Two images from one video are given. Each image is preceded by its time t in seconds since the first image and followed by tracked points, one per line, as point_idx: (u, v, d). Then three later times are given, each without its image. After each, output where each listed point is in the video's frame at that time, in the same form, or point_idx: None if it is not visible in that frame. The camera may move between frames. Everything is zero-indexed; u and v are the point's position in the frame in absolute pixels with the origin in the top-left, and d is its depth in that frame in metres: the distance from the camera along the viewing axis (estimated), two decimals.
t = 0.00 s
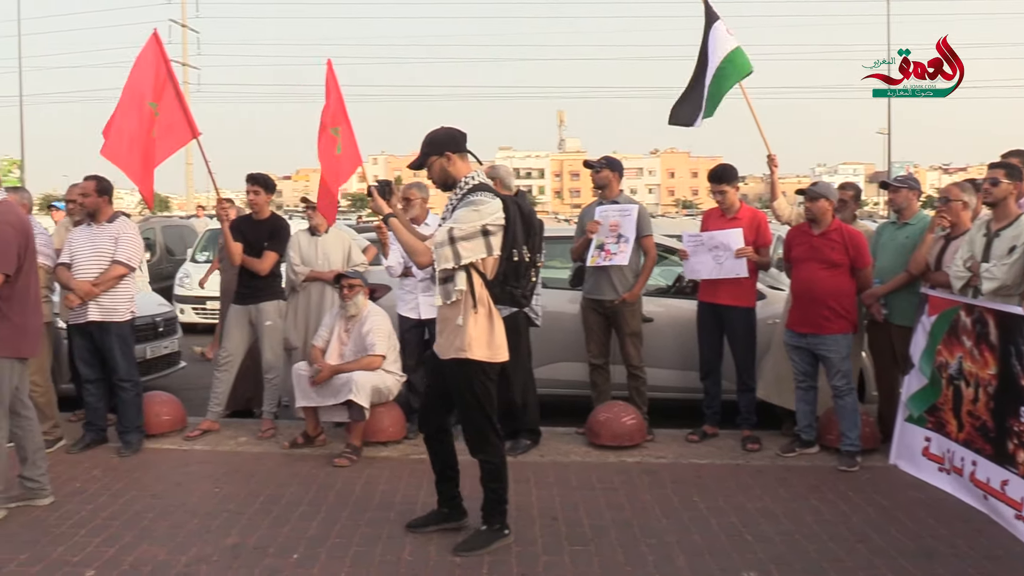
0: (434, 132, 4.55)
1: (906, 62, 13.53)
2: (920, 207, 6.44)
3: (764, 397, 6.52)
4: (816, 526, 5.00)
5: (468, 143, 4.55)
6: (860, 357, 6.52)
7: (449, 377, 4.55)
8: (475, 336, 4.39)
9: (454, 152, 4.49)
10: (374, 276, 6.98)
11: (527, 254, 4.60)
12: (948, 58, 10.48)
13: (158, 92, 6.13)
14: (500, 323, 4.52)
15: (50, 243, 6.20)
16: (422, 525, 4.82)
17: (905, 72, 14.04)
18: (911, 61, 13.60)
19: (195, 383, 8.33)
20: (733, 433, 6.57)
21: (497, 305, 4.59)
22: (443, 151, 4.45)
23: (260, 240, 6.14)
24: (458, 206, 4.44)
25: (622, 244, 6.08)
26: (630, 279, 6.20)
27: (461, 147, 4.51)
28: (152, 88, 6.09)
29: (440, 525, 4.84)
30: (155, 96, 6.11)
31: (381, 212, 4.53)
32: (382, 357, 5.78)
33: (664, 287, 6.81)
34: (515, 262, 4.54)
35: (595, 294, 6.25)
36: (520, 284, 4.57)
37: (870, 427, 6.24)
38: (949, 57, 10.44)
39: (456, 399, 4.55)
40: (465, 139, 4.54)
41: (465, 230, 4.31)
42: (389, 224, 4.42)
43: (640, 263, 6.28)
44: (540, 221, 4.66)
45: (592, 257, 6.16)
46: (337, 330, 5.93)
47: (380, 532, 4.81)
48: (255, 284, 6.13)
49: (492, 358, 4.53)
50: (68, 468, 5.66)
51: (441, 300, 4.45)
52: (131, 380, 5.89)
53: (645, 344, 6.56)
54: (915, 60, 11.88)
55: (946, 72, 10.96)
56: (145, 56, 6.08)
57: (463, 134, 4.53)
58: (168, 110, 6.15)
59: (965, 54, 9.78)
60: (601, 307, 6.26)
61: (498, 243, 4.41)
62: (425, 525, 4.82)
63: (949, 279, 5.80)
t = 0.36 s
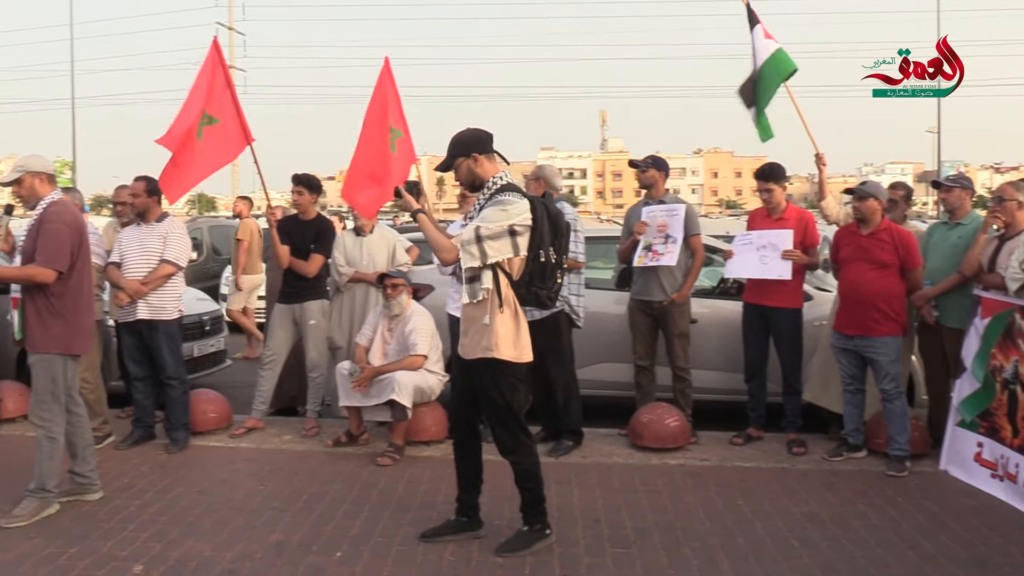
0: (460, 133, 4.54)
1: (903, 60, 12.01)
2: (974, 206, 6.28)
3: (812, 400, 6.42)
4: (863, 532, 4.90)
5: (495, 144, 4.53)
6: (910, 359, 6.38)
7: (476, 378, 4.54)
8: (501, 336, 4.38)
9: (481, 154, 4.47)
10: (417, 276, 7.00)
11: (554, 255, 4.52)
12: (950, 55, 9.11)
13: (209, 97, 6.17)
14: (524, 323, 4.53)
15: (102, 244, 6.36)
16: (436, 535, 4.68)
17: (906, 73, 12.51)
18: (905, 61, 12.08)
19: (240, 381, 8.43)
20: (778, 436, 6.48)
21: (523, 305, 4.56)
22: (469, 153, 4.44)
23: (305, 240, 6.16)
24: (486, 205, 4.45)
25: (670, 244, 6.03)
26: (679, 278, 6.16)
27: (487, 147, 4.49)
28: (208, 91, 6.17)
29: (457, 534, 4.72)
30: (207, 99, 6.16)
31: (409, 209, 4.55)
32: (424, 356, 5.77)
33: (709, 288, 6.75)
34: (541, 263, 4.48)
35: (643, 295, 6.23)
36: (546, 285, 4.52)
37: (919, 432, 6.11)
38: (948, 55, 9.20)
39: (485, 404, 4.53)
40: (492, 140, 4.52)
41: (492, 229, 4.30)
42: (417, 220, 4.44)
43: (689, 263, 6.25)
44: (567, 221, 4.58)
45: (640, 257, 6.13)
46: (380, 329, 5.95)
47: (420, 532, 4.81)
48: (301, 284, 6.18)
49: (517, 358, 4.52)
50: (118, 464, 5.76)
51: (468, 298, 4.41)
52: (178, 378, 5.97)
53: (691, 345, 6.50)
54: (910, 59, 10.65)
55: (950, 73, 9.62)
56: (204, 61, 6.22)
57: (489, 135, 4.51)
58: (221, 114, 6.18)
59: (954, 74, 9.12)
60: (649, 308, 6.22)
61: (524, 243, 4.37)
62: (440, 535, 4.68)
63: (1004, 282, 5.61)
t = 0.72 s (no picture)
0: (482, 134, 4.50)
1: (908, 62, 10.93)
2: None
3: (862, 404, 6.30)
4: (914, 540, 4.79)
5: (515, 143, 4.48)
6: (962, 363, 6.22)
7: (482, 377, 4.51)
8: (519, 332, 4.38)
9: (502, 154, 4.42)
10: (460, 276, 6.99)
11: (576, 254, 4.52)
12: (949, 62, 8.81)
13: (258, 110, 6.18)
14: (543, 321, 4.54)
15: (149, 243, 6.46)
16: (478, 535, 4.67)
17: (907, 71, 11.49)
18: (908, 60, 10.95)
19: (282, 379, 8.51)
20: (825, 440, 6.36)
21: (543, 303, 4.56)
22: (490, 154, 4.40)
23: (350, 241, 6.23)
24: (510, 203, 4.41)
25: (716, 246, 6.00)
26: (725, 281, 6.07)
27: (509, 148, 4.45)
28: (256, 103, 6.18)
29: (499, 535, 4.69)
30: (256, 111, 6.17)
31: (431, 206, 4.51)
32: (465, 356, 5.75)
33: (753, 289, 6.66)
34: (563, 262, 4.47)
35: (687, 295, 6.16)
36: (567, 284, 4.51)
37: (972, 437, 5.95)
38: (950, 55, 8.87)
39: (506, 424, 4.41)
40: (513, 140, 4.47)
41: (516, 227, 4.27)
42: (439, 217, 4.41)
43: (736, 265, 6.16)
44: (588, 223, 4.60)
45: (686, 259, 6.12)
46: (422, 329, 5.95)
47: (461, 532, 4.80)
48: (347, 283, 6.22)
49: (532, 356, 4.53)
50: (164, 460, 5.83)
51: (488, 295, 4.44)
52: (223, 375, 6.03)
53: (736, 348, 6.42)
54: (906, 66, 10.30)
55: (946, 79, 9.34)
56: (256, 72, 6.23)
57: (511, 135, 4.46)
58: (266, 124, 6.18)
59: (955, 73, 8.79)
60: (694, 309, 6.15)
61: (548, 242, 4.36)
62: (482, 535, 4.66)
63: None
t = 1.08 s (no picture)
0: (515, 134, 4.48)
1: (905, 62, 9.63)
2: None
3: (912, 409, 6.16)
4: (964, 548, 4.66)
5: (548, 144, 4.46)
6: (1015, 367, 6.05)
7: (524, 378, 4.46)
8: (554, 333, 4.33)
9: (534, 155, 4.41)
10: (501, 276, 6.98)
11: (611, 254, 4.47)
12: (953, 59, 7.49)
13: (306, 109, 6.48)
14: (578, 322, 4.49)
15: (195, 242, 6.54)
16: (519, 536, 4.65)
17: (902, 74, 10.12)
18: (906, 59, 9.64)
19: (324, 378, 8.56)
20: (872, 445, 6.24)
21: (579, 303, 4.51)
22: (523, 154, 4.39)
23: (392, 241, 6.23)
24: (544, 202, 4.38)
25: (761, 247, 5.93)
26: (769, 283, 5.98)
27: (542, 148, 4.43)
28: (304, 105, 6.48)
29: (538, 536, 4.67)
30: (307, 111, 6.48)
31: (465, 206, 4.51)
32: (505, 357, 5.74)
33: (799, 290, 6.56)
34: (598, 261, 4.42)
35: (730, 296, 6.10)
36: (602, 284, 4.45)
37: None
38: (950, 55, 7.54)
39: (552, 425, 4.38)
40: (547, 139, 4.45)
41: (550, 225, 4.25)
42: (473, 216, 4.41)
43: (781, 267, 6.07)
44: (624, 223, 4.54)
45: (731, 260, 6.06)
46: (463, 330, 5.95)
47: (503, 533, 4.79)
48: (388, 283, 6.23)
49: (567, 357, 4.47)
50: (208, 457, 5.90)
51: (522, 295, 4.39)
52: (266, 374, 6.08)
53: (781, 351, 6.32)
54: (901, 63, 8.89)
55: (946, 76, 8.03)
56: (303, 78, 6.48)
57: (544, 135, 4.44)
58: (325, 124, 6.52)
59: (954, 74, 7.53)
60: (736, 311, 6.08)
61: (582, 241, 4.32)
62: (522, 537, 4.64)
63: None
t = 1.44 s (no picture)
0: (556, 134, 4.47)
1: (905, 61, 9.43)
2: None
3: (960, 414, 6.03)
4: (1014, 557, 4.55)
5: (589, 144, 4.44)
6: None
7: (567, 380, 4.44)
8: (592, 335, 4.30)
9: (575, 155, 4.39)
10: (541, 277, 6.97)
11: (652, 256, 4.41)
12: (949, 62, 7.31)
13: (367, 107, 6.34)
14: (618, 325, 4.43)
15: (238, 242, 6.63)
16: (558, 538, 4.64)
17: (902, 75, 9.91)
18: (906, 58, 9.41)
19: (363, 378, 8.62)
20: (917, 450, 6.12)
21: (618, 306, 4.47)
22: (563, 154, 4.37)
23: (432, 242, 6.25)
24: (584, 202, 4.37)
25: (805, 248, 5.85)
26: (812, 285, 5.90)
27: (583, 148, 4.41)
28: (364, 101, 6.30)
29: (578, 539, 4.64)
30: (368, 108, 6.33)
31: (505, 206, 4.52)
32: (545, 358, 5.72)
33: (843, 292, 6.46)
34: (638, 263, 4.37)
35: (773, 298, 6.02)
36: (642, 287, 4.39)
37: None
38: (948, 56, 7.36)
39: (595, 427, 4.37)
40: (588, 139, 4.43)
41: (589, 227, 4.23)
42: (513, 216, 4.42)
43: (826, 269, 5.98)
44: (667, 224, 4.48)
45: (773, 260, 5.99)
46: (503, 331, 5.95)
47: (542, 534, 4.77)
48: (428, 283, 6.24)
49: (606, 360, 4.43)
50: (250, 455, 5.97)
51: (562, 297, 4.40)
52: (307, 373, 6.13)
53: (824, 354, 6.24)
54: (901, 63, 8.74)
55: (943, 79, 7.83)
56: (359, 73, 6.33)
57: (585, 135, 4.42)
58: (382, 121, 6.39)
59: (954, 75, 7.38)
60: (779, 313, 6.01)
61: (623, 242, 4.29)
62: (562, 538, 4.62)
63: None
